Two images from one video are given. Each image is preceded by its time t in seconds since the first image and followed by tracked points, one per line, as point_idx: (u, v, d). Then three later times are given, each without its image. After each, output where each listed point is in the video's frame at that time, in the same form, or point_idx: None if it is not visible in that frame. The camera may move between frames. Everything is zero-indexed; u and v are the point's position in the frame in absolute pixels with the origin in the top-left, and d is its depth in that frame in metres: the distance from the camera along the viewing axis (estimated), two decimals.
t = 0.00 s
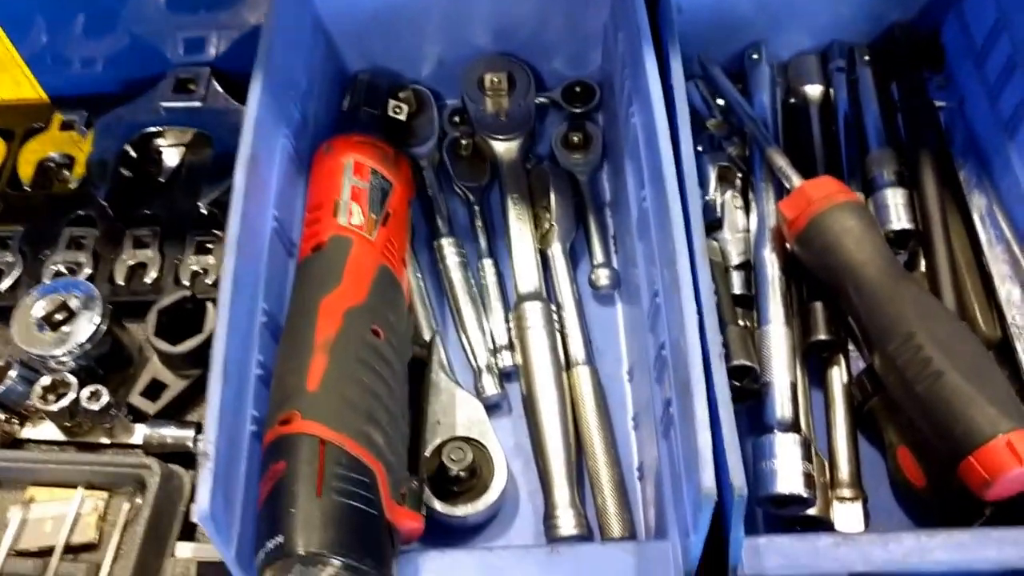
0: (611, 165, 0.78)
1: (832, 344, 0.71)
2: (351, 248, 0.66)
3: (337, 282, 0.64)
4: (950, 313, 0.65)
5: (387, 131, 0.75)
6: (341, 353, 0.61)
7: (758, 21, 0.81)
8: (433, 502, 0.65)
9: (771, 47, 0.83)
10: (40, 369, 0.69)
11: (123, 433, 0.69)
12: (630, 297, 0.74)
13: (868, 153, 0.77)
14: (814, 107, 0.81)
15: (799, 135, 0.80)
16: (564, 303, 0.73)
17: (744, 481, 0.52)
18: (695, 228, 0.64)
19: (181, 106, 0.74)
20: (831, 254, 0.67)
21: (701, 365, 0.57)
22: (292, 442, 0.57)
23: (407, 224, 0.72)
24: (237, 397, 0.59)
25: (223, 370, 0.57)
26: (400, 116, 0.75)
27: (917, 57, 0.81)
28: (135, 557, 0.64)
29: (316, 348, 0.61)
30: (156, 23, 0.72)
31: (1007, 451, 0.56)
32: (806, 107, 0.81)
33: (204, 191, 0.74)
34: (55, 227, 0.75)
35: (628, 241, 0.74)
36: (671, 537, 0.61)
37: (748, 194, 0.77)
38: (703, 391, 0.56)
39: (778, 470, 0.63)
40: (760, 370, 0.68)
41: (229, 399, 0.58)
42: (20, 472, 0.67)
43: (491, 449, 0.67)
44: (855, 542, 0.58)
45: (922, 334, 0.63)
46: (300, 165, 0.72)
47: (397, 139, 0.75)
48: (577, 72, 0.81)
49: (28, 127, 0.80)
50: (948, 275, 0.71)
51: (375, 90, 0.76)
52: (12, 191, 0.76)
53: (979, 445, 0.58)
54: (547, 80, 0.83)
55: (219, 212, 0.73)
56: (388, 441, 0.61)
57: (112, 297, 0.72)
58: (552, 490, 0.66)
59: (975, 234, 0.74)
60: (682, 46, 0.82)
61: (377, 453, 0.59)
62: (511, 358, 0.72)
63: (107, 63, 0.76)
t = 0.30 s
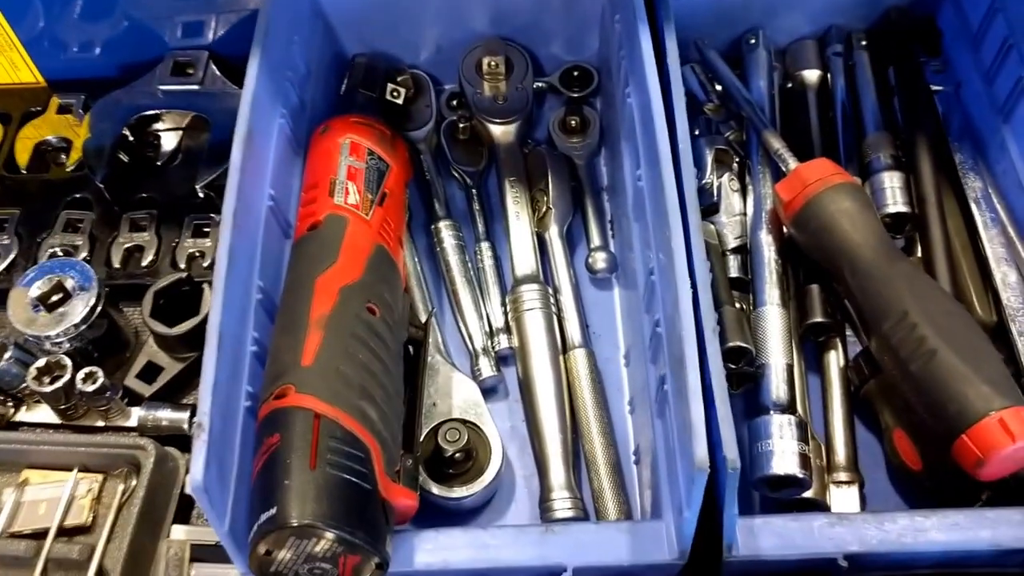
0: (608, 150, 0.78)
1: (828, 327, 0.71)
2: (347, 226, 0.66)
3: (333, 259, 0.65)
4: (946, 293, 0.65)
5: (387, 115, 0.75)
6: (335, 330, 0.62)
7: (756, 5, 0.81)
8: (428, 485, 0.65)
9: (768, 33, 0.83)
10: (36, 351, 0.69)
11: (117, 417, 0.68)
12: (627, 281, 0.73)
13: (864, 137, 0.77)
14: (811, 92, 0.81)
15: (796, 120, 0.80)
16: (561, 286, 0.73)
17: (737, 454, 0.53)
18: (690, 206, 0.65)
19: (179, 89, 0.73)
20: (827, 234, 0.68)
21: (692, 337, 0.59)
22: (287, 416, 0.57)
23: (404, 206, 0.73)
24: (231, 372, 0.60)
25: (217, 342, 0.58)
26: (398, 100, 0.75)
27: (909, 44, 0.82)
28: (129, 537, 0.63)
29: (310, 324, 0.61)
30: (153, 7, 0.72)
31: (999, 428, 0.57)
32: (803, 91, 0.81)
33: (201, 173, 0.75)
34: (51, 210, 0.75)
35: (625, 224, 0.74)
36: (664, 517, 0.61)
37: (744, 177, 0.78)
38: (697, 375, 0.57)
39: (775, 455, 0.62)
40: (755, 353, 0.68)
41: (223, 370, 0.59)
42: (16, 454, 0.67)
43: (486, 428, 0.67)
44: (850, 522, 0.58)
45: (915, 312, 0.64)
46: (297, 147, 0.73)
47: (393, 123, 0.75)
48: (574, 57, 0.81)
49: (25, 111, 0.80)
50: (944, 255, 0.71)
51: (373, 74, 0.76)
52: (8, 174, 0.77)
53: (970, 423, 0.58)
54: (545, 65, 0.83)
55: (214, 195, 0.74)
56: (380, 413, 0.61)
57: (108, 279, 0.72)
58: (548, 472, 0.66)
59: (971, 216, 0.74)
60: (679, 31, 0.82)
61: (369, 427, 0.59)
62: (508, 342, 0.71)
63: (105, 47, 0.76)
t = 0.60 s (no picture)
0: (605, 148, 0.78)
1: (824, 325, 0.71)
2: (345, 224, 0.67)
3: (331, 257, 0.65)
4: (942, 292, 0.65)
5: (385, 114, 0.76)
6: (332, 326, 0.62)
7: (753, 6, 0.81)
8: (425, 482, 0.65)
9: (766, 33, 0.83)
10: (31, 348, 0.70)
11: (112, 414, 0.68)
12: (624, 279, 0.73)
13: (861, 136, 0.77)
14: (808, 91, 0.81)
15: (793, 120, 0.80)
16: (559, 283, 0.73)
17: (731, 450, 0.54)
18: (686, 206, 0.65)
19: (177, 87, 0.73)
20: (823, 232, 0.68)
21: (688, 334, 0.59)
22: (283, 411, 0.57)
23: (401, 204, 0.73)
24: (228, 368, 0.61)
25: (215, 338, 0.58)
26: (395, 99, 0.75)
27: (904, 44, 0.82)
28: (123, 533, 0.63)
29: (307, 321, 0.62)
30: (151, 6, 0.72)
31: (993, 424, 0.57)
32: (801, 91, 0.81)
33: (198, 172, 0.75)
34: (48, 208, 0.75)
35: (622, 221, 0.74)
36: (660, 513, 0.61)
37: (742, 177, 0.78)
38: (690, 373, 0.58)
39: (771, 451, 0.63)
40: (751, 350, 0.68)
41: (220, 367, 0.59)
42: (11, 451, 0.67)
43: (482, 425, 0.67)
44: (846, 518, 0.59)
45: (910, 309, 0.64)
46: (294, 145, 0.73)
47: (391, 122, 0.76)
48: (573, 56, 0.81)
49: (22, 109, 0.81)
50: (941, 257, 0.71)
51: (371, 73, 0.76)
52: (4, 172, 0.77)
53: (964, 419, 0.59)
54: (544, 65, 0.82)
55: (211, 193, 0.74)
56: (376, 409, 0.61)
57: (104, 277, 0.72)
58: (544, 469, 0.66)
59: (967, 215, 0.74)
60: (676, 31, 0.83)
61: (366, 423, 0.59)
62: (504, 339, 0.71)
63: (102, 47, 0.76)
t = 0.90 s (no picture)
0: (604, 150, 0.78)
1: (823, 326, 0.71)
2: (342, 226, 0.67)
3: (328, 258, 0.65)
4: (938, 294, 0.65)
5: (382, 116, 0.75)
6: (329, 327, 0.62)
7: (751, 9, 0.81)
8: (422, 482, 0.65)
9: (764, 36, 0.83)
10: (27, 349, 0.70)
11: (107, 415, 0.68)
12: (622, 280, 0.73)
13: (859, 138, 0.77)
14: (805, 94, 0.81)
15: (791, 123, 0.80)
16: (556, 284, 0.73)
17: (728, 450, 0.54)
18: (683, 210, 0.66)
19: (175, 90, 0.74)
20: (820, 234, 0.68)
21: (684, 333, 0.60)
22: (279, 412, 0.57)
23: (399, 206, 0.73)
24: (224, 369, 0.61)
25: (211, 341, 0.58)
26: (394, 101, 0.75)
27: (901, 46, 0.81)
28: (118, 532, 0.63)
29: (303, 322, 0.62)
30: (149, 8, 0.73)
31: (988, 423, 0.58)
32: (799, 93, 0.81)
33: (196, 173, 0.75)
34: (45, 210, 0.76)
35: (619, 223, 0.74)
36: (656, 513, 0.61)
37: (739, 177, 0.77)
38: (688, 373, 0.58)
39: (767, 450, 0.63)
40: (748, 351, 0.68)
41: (216, 369, 0.59)
42: (6, 451, 0.67)
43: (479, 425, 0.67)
44: (842, 517, 0.60)
45: (906, 311, 0.64)
46: (292, 147, 0.73)
47: (389, 123, 0.75)
48: (572, 59, 0.81)
49: (20, 111, 0.81)
50: (938, 260, 0.72)
51: (369, 76, 0.76)
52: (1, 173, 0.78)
53: (959, 419, 0.59)
54: (542, 68, 0.82)
55: (208, 194, 0.74)
56: (373, 409, 0.61)
57: (100, 278, 0.72)
58: (541, 469, 0.66)
59: (964, 216, 0.74)
60: (675, 34, 0.82)
61: (361, 424, 0.59)
62: (502, 339, 0.71)
63: (101, 49, 0.76)
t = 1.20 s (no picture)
0: (603, 152, 0.78)
1: (820, 326, 0.71)
2: (338, 227, 0.67)
3: (323, 258, 0.65)
4: (934, 295, 0.66)
5: (380, 118, 0.75)
6: (324, 327, 0.62)
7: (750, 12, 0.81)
8: (418, 481, 0.65)
9: (763, 38, 0.82)
10: (22, 349, 0.70)
11: (104, 415, 0.68)
12: (620, 281, 0.73)
13: (857, 140, 0.77)
14: (804, 97, 0.81)
15: (788, 127, 0.80)
16: (554, 286, 0.73)
17: (721, 449, 0.54)
18: (677, 211, 0.66)
19: (173, 91, 0.75)
20: (815, 236, 0.68)
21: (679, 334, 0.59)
22: (274, 412, 0.58)
23: (397, 207, 0.74)
24: (219, 370, 0.61)
25: (205, 342, 0.59)
26: (392, 103, 0.75)
27: (900, 48, 0.81)
28: (114, 532, 0.64)
29: (298, 323, 0.62)
30: (148, 11, 0.73)
31: (983, 423, 0.58)
32: (797, 96, 0.81)
33: (194, 174, 0.74)
34: (42, 211, 0.76)
35: (618, 224, 0.73)
36: (652, 512, 0.62)
37: (737, 180, 0.77)
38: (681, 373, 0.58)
39: (763, 450, 0.63)
40: (745, 351, 0.68)
41: (211, 370, 0.60)
42: (2, 452, 0.67)
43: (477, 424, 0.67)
44: (837, 515, 0.61)
45: (901, 311, 0.64)
46: (289, 148, 0.73)
47: (388, 125, 0.76)
48: (570, 62, 0.81)
49: (18, 112, 0.81)
50: (935, 262, 0.72)
51: (368, 77, 0.76)
52: None
53: (955, 419, 0.59)
54: (541, 70, 0.82)
55: (207, 195, 0.74)
56: (367, 410, 0.61)
57: (97, 279, 0.73)
58: (538, 469, 0.66)
59: (961, 217, 0.75)
60: (675, 37, 0.82)
61: (356, 424, 0.59)
62: (500, 340, 0.71)
63: (99, 51, 0.77)
